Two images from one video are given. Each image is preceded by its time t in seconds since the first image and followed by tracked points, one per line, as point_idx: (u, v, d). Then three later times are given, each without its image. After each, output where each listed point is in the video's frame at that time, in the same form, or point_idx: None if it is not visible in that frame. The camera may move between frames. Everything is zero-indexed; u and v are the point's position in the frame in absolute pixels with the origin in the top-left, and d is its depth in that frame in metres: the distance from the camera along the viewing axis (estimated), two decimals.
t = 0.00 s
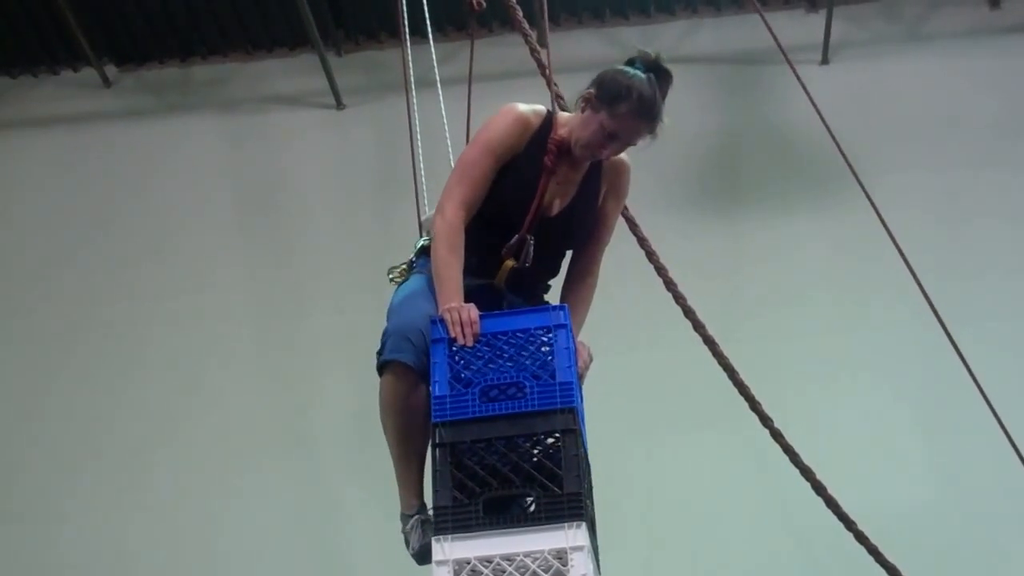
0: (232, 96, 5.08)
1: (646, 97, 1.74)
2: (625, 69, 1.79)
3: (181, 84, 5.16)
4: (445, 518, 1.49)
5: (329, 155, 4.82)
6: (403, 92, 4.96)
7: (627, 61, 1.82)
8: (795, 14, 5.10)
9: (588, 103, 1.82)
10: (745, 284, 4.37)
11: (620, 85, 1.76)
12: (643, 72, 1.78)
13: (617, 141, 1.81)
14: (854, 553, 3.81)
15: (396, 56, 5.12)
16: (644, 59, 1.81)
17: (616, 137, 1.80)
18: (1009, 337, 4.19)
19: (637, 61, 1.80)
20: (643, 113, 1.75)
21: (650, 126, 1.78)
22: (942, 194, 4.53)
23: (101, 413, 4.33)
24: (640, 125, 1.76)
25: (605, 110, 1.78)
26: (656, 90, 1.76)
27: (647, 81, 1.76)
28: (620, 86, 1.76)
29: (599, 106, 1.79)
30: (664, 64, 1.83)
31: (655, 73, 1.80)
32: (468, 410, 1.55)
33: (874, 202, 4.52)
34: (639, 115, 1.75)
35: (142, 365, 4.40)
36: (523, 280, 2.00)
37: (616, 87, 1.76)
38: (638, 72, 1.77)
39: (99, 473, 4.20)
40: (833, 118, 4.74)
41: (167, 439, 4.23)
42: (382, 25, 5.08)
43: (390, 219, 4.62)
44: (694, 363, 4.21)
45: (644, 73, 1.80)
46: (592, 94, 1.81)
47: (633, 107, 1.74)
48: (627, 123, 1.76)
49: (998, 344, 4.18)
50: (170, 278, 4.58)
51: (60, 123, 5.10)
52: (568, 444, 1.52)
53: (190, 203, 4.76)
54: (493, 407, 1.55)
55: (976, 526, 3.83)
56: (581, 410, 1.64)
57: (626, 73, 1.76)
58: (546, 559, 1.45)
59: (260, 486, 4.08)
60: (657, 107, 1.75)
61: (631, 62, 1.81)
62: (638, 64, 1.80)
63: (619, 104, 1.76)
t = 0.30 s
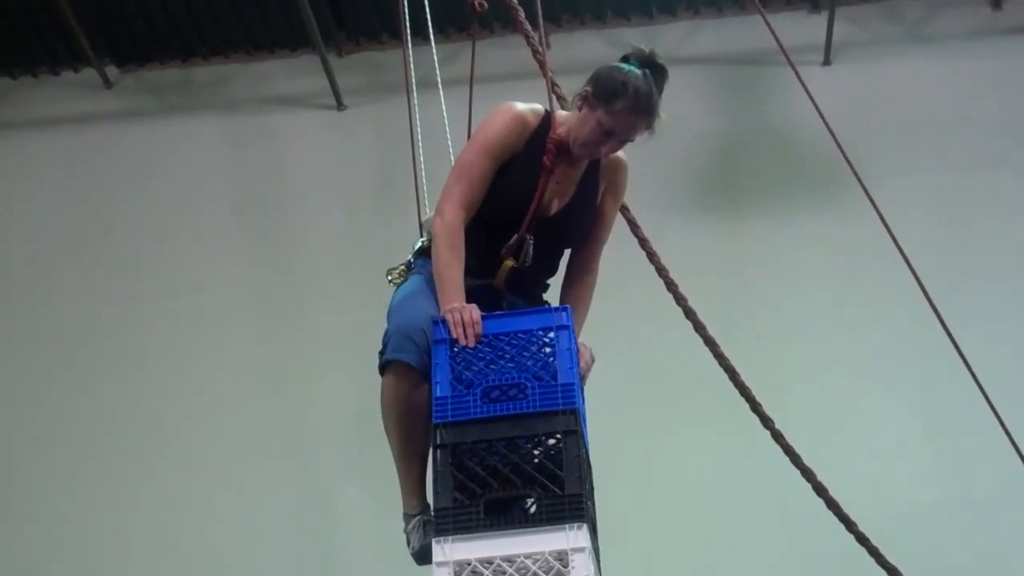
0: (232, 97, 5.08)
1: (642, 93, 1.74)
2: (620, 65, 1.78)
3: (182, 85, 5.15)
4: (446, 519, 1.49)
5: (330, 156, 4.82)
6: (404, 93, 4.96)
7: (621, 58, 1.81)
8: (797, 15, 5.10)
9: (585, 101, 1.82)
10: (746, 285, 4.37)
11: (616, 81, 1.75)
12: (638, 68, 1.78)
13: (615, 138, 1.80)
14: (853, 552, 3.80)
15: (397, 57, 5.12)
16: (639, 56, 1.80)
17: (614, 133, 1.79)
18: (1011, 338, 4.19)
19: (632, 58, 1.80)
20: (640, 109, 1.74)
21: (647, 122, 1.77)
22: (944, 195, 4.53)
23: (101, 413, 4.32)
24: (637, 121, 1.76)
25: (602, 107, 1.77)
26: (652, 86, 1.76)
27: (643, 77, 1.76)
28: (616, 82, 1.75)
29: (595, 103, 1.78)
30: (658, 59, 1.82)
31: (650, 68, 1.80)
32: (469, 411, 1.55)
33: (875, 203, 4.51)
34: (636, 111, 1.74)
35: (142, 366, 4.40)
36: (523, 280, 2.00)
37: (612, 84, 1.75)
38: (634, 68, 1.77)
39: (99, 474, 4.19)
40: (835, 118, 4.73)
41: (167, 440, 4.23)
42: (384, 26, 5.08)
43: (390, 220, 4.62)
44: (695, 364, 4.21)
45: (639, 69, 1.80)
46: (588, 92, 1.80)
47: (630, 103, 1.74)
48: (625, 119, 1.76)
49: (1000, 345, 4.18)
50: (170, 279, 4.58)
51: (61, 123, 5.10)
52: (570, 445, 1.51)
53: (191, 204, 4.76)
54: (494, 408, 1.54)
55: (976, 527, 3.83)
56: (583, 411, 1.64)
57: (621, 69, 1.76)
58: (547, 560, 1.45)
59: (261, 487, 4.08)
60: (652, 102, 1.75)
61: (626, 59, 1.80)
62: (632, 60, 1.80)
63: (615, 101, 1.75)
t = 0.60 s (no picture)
0: (233, 98, 5.08)
1: (645, 93, 1.74)
2: (622, 66, 1.79)
3: (183, 85, 5.16)
4: (447, 519, 1.49)
5: (330, 156, 4.82)
6: (405, 94, 4.96)
7: (623, 59, 1.82)
8: (797, 16, 5.11)
9: (587, 101, 1.82)
10: (746, 286, 4.37)
11: (618, 82, 1.76)
12: (640, 69, 1.78)
13: (616, 139, 1.81)
14: (856, 553, 3.78)
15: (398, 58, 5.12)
16: (641, 57, 1.81)
17: (615, 134, 1.79)
18: (1011, 338, 4.19)
19: (633, 59, 1.81)
20: (642, 110, 1.75)
21: (649, 122, 1.78)
22: (944, 196, 4.53)
23: (102, 413, 4.32)
24: (639, 121, 1.76)
25: (604, 107, 1.78)
26: (654, 87, 1.77)
27: (645, 78, 1.76)
28: (618, 83, 1.76)
29: (597, 104, 1.79)
30: (660, 61, 1.83)
31: (652, 70, 1.81)
32: (470, 412, 1.55)
33: (875, 204, 4.51)
34: (638, 111, 1.75)
35: (142, 366, 4.40)
36: (523, 280, 2.00)
37: (614, 85, 1.76)
38: (636, 69, 1.78)
39: (99, 474, 4.19)
40: (835, 119, 4.73)
41: (168, 440, 4.22)
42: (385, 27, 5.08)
43: (390, 220, 4.62)
44: (696, 364, 4.21)
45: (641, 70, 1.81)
46: (590, 92, 1.81)
47: (632, 103, 1.74)
48: (627, 120, 1.76)
49: (999, 346, 4.18)
50: (171, 279, 4.58)
51: (62, 124, 5.10)
52: (571, 446, 1.51)
53: (191, 204, 4.76)
54: (495, 409, 1.54)
55: (976, 527, 3.82)
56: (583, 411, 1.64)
57: (623, 70, 1.77)
58: (548, 562, 1.45)
59: (261, 487, 4.08)
60: (655, 103, 1.76)
61: (628, 60, 1.81)
62: (635, 61, 1.80)
63: (617, 101, 1.76)
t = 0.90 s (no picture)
0: (234, 99, 5.08)
1: (647, 92, 1.74)
2: (624, 65, 1.79)
3: (184, 86, 5.15)
4: (448, 520, 1.49)
5: (332, 157, 4.82)
6: (406, 95, 4.96)
7: (625, 58, 1.82)
8: (798, 17, 5.10)
9: (588, 100, 1.82)
10: (746, 286, 4.36)
11: (620, 80, 1.76)
12: (642, 68, 1.78)
13: (618, 138, 1.80)
14: (853, 555, 3.80)
15: (399, 59, 5.11)
16: (643, 56, 1.81)
17: (618, 132, 1.79)
18: (1012, 339, 4.19)
19: (635, 58, 1.81)
20: (644, 108, 1.75)
21: (651, 120, 1.78)
22: (944, 197, 4.53)
23: (102, 414, 4.32)
24: (641, 119, 1.76)
25: (607, 106, 1.78)
26: (656, 85, 1.77)
27: (647, 77, 1.76)
28: (621, 81, 1.76)
29: (600, 102, 1.78)
30: (663, 60, 1.83)
31: (654, 68, 1.81)
32: (471, 412, 1.55)
33: (876, 205, 4.51)
34: (640, 110, 1.75)
35: (143, 366, 4.40)
36: (524, 279, 2.00)
37: (617, 83, 1.76)
38: (638, 68, 1.78)
39: (100, 474, 4.19)
40: (837, 120, 4.73)
41: (169, 440, 4.23)
42: (386, 27, 5.08)
43: (391, 221, 4.62)
44: (696, 364, 4.20)
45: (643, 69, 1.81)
46: (592, 91, 1.81)
47: (634, 101, 1.74)
48: (629, 118, 1.76)
49: (1000, 348, 4.18)
50: (171, 280, 4.58)
51: (63, 125, 5.10)
52: (572, 446, 1.51)
53: (192, 205, 4.76)
54: (497, 409, 1.54)
55: (976, 527, 3.83)
56: (585, 412, 1.63)
57: (625, 69, 1.77)
58: (548, 563, 1.45)
59: (262, 487, 4.08)
60: (657, 101, 1.76)
61: (630, 58, 1.81)
62: (636, 60, 1.80)
63: (619, 100, 1.76)
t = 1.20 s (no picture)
0: (235, 100, 5.07)
1: (648, 88, 1.74)
2: (624, 62, 1.79)
3: (185, 87, 5.15)
4: (448, 520, 1.49)
5: (333, 157, 4.82)
6: (407, 95, 4.96)
7: (625, 56, 1.81)
8: (800, 18, 5.10)
9: (589, 97, 1.81)
10: (747, 287, 4.36)
11: (621, 77, 1.76)
12: (643, 65, 1.78)
13: (620, 135, 1.80)
14: (853, 556, 3.80)
15: (401, 60, 5.11)
16: (643, 53, 1.81)
17: (619, 129, 1.79)
18: (1012, 339, 4.19)
19: (635, 55, 1.80)
20: (646, 104, 1.75)
21: (652, 117, 1.77)
22: (945, 198, 4.52)
23: (102, 415, 4.32)
24: (642, 116, 1.76)
25: (607, 103, 1.77)
26: (657, 83, 1.77)
27: (648, 74, 1.76)
28: (622, 79, 1.75)
29: (601, 99, 1.78)
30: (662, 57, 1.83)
31: (654, 66, 1.81)
32: (473, 412, 1.54)
33: (877, 206, 4.51)
34: (642, 106, 1.75)
35: (144, 367, 4.40)
36: (524, 277, 2.00)
37: (617, 80, 1.76)
38: (638, 65, 1.77)
39: (100, 475, 4.19)
40: (838, 120, 4.72)
41: (169, 440, 4.22)
42: (387, 29, 5.07)
43: (392, 222, 4.62)
44: (697, 364, 4.20)
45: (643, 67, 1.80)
46: (593, 89, 1.80)
47: (636, 98, 1.74)
48: (630, 114, 1.76)
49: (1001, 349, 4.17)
50: (172, 280, 4.58)
51: (64, 125, 5.10)
52: (574, 446, 1.51)
53: (193, 206, 4.75)
54: (498, 409, 1.54)
55: (976, 527, 3.83)
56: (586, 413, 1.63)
57: (626, 66, 1.77)
58: (549, 563, 1.44)
59: (263, 487, 4.08)
60: (658, 98, 1.76)
61: (630, 56, 1.81)
62: (636, 57, 1.80)
63: (620, 97, 1.75)
